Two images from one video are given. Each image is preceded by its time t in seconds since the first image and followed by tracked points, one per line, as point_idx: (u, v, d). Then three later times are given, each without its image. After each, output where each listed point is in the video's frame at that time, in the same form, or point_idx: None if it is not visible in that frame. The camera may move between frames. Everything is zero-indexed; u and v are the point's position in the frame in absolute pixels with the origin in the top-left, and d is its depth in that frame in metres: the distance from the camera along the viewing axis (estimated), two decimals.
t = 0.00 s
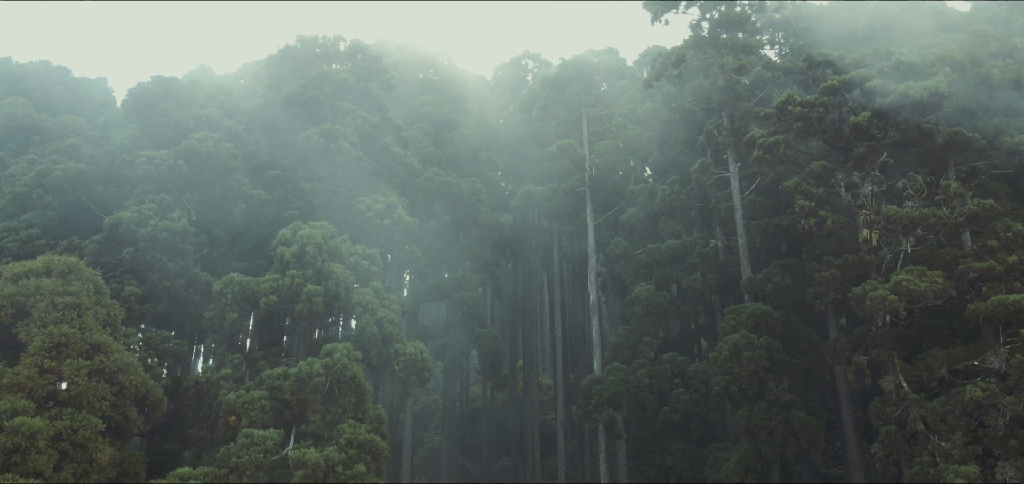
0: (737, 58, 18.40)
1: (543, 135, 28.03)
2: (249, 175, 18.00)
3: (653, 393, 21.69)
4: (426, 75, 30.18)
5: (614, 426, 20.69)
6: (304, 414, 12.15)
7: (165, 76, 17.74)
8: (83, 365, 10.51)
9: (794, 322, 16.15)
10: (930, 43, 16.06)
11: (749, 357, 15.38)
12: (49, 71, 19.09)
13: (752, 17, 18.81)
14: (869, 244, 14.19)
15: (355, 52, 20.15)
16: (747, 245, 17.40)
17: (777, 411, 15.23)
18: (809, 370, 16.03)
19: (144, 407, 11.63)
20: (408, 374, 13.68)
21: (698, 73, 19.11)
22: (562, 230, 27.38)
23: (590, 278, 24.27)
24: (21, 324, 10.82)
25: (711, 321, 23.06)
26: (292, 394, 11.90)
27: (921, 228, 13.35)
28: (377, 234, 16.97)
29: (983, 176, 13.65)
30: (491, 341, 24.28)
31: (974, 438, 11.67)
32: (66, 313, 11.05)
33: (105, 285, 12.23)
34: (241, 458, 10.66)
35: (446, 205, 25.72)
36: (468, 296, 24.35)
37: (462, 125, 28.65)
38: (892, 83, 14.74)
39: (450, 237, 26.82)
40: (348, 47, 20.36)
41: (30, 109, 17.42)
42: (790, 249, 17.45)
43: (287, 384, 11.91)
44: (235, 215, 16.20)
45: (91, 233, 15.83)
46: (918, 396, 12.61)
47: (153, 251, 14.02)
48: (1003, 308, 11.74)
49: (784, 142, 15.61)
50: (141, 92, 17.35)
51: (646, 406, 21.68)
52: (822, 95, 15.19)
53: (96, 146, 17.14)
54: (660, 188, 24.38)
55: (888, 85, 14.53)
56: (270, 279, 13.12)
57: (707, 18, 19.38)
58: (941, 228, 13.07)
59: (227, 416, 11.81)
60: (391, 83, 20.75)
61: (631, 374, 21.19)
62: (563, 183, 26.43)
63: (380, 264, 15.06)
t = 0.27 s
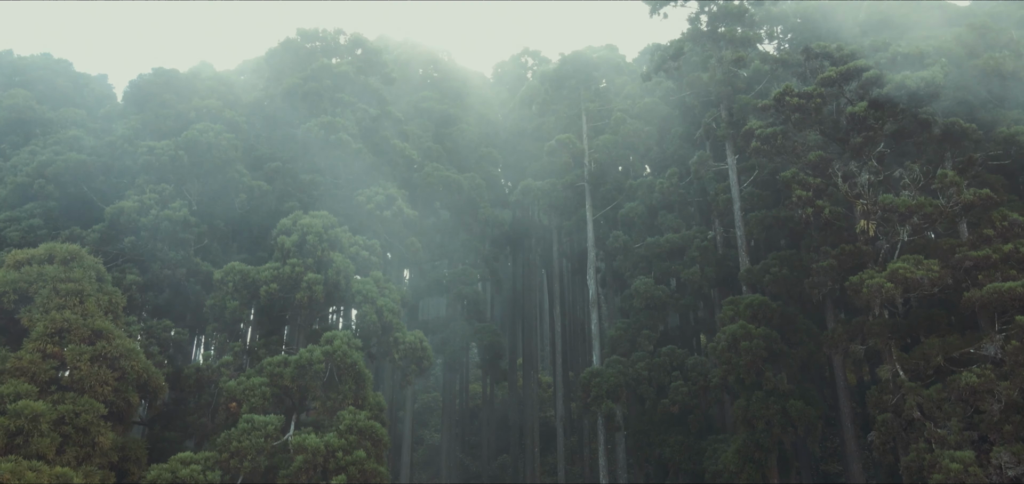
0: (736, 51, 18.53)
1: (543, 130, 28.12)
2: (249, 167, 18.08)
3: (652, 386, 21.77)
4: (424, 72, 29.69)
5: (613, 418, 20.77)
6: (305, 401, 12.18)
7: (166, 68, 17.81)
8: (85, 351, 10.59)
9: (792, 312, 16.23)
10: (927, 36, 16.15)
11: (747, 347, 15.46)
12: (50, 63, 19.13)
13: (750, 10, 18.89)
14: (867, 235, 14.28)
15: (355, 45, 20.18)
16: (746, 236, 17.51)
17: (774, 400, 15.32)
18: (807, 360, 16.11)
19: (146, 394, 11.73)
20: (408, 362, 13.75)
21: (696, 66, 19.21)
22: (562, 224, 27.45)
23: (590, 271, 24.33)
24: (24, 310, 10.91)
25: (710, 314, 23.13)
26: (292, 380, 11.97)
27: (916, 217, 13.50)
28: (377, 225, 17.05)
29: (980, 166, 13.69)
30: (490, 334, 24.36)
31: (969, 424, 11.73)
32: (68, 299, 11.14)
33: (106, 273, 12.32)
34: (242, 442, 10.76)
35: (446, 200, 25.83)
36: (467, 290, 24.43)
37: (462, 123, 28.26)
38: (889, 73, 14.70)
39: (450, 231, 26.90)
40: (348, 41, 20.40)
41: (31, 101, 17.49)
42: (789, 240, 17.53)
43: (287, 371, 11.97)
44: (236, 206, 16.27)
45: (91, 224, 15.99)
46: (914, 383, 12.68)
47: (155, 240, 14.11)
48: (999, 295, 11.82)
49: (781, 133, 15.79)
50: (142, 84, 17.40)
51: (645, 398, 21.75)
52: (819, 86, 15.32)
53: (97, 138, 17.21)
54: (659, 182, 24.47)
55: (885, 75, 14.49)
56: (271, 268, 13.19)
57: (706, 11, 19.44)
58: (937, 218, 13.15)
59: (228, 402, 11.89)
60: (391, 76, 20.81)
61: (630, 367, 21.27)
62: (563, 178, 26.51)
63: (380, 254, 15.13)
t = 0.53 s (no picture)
0: (734, 44, 18.63)
1: (542, 124, 28.20)
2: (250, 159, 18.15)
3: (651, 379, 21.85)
4: (424, 69, 29.59)
5: (612, 410, 20.85)
6: (305, 388, 12.26)
7: (167, 60, 17.89)
8: (87, 336, 10.67)
9: (790, 303, 16.31)
10: (924, 28, 16.25)
11: (745, 337, 15.54)
12: (51, 56, 19.21)
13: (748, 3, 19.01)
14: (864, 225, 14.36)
15: (355, 38, 20.24)
16: (744, 228, 17.60)
17: (772, 390, 15.41)
18: (804, 350, 16.19)
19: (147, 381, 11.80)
20: (408, 351, 13.84)
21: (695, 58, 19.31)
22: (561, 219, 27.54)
23: (589, 265, 24.40)
24: (26, 297, 10.99)
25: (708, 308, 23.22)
26: (293, 368, 12.04)
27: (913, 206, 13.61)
28: (377, 217, 17.14)
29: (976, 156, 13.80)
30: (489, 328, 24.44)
31: (965, 411, 11.79)
32: (70, 286, 11.22)
33: (108, 261, 12.39)
34: (242, 427, 10.83)
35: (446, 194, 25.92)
36: (467, 284, 24.52)
37: (462, 119, 28.18)
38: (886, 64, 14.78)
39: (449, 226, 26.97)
40: (348, 34, 20.46)
41: (33, 93, 17.55)
42: (786, 232, 17.61)
43: (288, 358, 12.03)
44: (236, 197, 16.35)
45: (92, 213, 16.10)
46: (910, 371, 12.75)
47: (156, 230, 14.19)
48: (995, 283, 11.89)
49: (779, 124, 15.79)
50: (143, 76, 17.48)
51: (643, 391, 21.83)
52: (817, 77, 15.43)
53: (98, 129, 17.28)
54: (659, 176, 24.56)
55: (882, 66, 14.59)
56: (272, 256, 13.28)
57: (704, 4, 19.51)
58: (934, 207, 13.25)
59: (229, 389, 11.98)
60: (390, 70, 20.90)
61: (629, 359, 21.35)
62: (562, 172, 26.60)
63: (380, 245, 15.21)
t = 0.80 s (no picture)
0: (732, 37, 18.74)
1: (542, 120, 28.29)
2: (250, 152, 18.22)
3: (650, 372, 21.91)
4: (423, 65, 29.64)
5: (611, 403, 20.92)
6: (305, 376, 12.31)
7: (168, 53, 17.97)
8: (89, 323, 10.74)
9: (788, 295, 16.38)
10: (921, 21, 16.35)
11: (744, 328, 15.62)
12: (53, 50, 19.27)
13: None
14: (862, 216, 14.43)
15: (355, 33, 20.32)
16: (743, 221, 17.68)
17: (770, 381, 15.49)
18: (802, 342, 16.28)
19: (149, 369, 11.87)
20: (408, 341, 13.92)
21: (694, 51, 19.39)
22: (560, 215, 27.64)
23: (589, 259, 24.47)
24: (29, 284, 11.05)
25: (707, 302, 23.29)
26: (293, 356, 12.12)
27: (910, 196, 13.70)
28: (377, 209, 17.24)
29: (973, 146, 13.91)
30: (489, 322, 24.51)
31: (961, 398, 11.87)
32: (72, 273, 11.28)
33: (110, 250, 12.45)
34: (243, 413, 10.93)
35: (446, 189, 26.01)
36: (467, 278, 24.59)
37: (461, 115, 28.20)
38: (883, 55, 14.85)
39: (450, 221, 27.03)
40: (349, 28, 20.53)
41: (34, 85, 17.64)
42: (785, 225, 17.67)
43: (289, 346, 12.11)
44: (237, 189, 16.44)
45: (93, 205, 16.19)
46: (907, 360, 12.83)
47: (157, 219, 14.29)
48: (991, 271, 11.97)
49: (777, 116, 15.86)
50: (144, 68, 17.56)
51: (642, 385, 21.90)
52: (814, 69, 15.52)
53: (99, 121, 17.37)
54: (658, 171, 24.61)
55: (879, 57, 14.66)
56: (273, 245, 13.35)
57: None
58: (931, 197, 13.34)
59: (230, 377, 12.04)
60: (390, 63, 20.98)
61: (629, 353, 21.42)
62: (562, 168, 26.69)
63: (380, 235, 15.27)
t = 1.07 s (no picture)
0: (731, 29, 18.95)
1: (541, 115, 28.38)
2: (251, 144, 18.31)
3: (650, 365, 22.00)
4: (423, 62, 29.64)
5: (610, 395, 21.01)
6: (306, 363, 12.39)
7: (169, 45, 18.06)
8: (91, 309, 10.83)
9: (786, 286, 16.47)
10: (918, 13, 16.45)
11: (742, 318, 15.72)
12: (55, 43, 19.38)
13: None
14: (859, 206, 14.52)
15: (355, 26, 20.38)
16: (741, 212, 17.77)
17: (768, 371, 15.59)
18: (800, 332, 16.37)
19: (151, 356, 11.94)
20: (408, 330, 14.00)
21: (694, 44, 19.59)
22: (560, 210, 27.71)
23: (588, 253, 24.56)
24: (32, 271, 11.15)
25: (706, 295, 23.37)
26: (294, 343, 12.21)
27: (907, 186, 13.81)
28: (377, 201, 17.33)
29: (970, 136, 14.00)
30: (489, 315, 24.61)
31: (957, 385, 11.96)
32: (74, 260, 11.38)
33: (112, 238, 12.54)
34: (244, 398, 11.01)
35: (446, 183, 26.10)
36: (467, 271, 24.68)
37: (461, 110, 28.16)
38: (880, 46, 14.95)
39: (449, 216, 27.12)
40: (349, 22, 20.61)
41: (36, 78, 17.75)
42: (783, 217, 17.75)
43: (290, 333, 12.20)
44: (238, 180, 16.53)
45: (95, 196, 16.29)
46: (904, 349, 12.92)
47: (159, 209, 14.41)
48: (987, 259, 12.07)
49: (775, 107, 15.96)
50: (145, 60, 17.65)
51: (641, 377, 21.98)
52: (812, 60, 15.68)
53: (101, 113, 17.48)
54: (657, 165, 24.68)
55: (876, 48, 14.76)
56: (273, 234, 13.45)
57: None
58: (928, 186, 13.43)
59: (231, 364, 12.14)
60: (390, 57, 21.06)
61: (628, 345, 21.51)
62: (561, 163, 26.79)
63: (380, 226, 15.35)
